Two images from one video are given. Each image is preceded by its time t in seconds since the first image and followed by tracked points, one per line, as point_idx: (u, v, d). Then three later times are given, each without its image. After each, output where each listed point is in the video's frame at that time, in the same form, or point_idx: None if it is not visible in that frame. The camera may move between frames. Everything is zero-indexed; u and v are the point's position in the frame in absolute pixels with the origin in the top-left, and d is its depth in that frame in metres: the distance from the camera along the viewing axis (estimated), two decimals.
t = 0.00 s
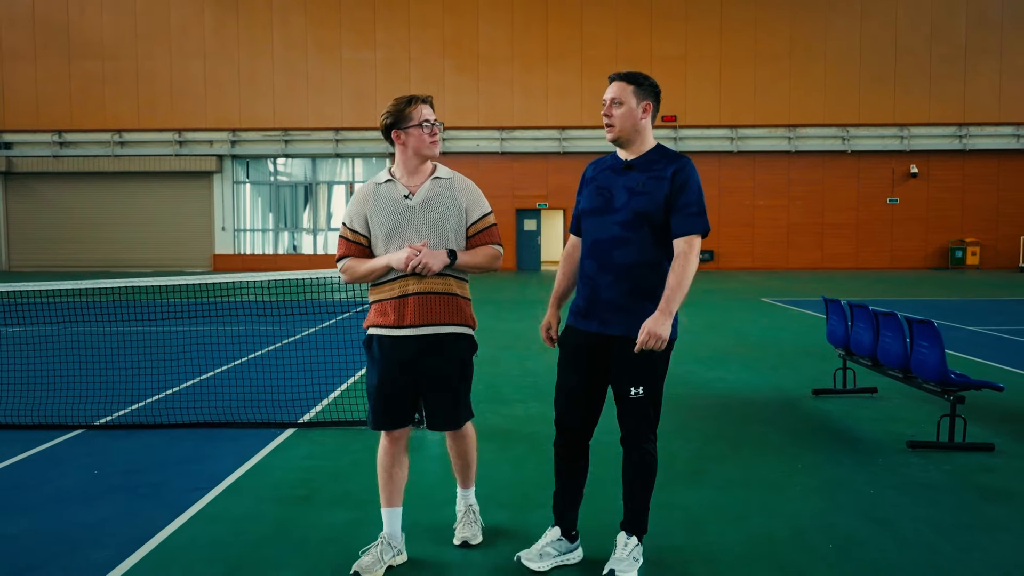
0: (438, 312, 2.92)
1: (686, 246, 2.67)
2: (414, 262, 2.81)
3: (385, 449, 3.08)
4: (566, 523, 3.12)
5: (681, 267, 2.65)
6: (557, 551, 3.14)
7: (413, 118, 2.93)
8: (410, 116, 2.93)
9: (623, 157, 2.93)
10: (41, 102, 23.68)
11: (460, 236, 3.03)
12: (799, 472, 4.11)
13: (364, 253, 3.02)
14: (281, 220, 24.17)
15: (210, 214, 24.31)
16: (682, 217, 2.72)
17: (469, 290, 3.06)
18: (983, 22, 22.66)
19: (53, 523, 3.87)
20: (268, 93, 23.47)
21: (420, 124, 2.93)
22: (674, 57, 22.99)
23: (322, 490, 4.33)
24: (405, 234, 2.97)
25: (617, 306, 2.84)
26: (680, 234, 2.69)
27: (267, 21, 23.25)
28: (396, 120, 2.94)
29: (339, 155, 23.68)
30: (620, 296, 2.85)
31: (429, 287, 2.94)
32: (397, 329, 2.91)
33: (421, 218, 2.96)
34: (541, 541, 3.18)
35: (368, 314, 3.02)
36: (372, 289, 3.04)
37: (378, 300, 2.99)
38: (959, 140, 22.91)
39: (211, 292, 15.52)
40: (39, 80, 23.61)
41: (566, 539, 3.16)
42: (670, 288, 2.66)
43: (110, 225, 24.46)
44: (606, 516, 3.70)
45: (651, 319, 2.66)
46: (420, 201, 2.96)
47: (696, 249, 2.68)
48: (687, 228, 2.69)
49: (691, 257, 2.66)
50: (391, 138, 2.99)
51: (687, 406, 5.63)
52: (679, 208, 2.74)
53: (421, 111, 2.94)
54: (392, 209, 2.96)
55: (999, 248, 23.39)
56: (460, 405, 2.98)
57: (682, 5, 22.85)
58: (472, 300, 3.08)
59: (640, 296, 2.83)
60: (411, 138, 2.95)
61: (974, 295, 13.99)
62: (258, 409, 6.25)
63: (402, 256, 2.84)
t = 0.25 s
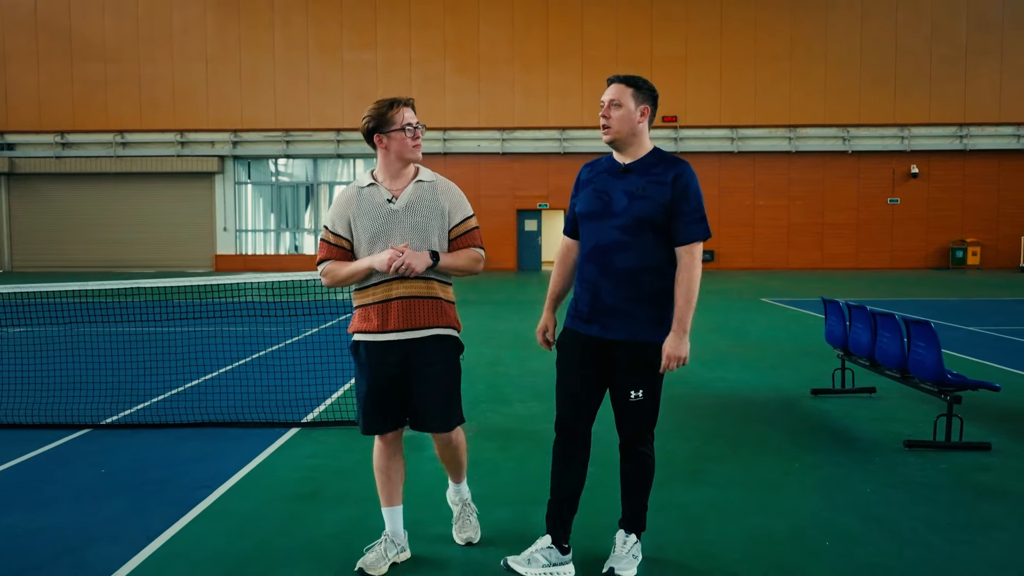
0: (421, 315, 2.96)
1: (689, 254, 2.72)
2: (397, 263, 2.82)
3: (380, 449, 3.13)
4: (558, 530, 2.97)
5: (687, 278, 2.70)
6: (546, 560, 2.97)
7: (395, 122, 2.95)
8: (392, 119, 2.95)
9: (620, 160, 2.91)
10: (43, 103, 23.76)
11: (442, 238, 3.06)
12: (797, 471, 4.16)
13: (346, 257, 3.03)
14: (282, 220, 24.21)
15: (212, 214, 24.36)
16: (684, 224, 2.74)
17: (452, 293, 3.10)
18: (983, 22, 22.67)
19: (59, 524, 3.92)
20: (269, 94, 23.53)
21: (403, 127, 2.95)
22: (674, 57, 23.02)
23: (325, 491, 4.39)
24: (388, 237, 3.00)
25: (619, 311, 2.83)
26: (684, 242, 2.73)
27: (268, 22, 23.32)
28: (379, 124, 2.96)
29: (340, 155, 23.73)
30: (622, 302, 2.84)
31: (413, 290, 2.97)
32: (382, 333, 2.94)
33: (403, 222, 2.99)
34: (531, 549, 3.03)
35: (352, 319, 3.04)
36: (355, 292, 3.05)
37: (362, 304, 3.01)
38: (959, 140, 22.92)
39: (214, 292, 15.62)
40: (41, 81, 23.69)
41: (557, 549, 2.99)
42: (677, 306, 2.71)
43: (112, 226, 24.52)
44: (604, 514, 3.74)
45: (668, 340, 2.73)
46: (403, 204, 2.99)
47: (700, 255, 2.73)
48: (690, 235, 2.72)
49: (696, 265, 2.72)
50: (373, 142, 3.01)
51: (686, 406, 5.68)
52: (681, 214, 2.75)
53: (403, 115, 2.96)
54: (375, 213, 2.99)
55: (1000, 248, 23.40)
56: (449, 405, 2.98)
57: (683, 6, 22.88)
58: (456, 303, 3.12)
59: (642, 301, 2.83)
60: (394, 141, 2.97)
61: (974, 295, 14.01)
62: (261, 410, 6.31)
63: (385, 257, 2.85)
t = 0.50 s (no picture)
0: (413, 314, 3.00)
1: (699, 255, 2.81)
2: (392, 267, 2.90)
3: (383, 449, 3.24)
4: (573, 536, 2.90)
5: (700, 276, 2.81)
6: (563, 568, 2.88)
7: (388, 124, 3.01)
8: (386, 121, 3.01)
9: (614, 161, 2.90)
10: (51, 104, 23.92)
11: (436, 239, 3.11)
12: (798, 468, 4.20)
13: (341, 258, 3.09)
14: (289, 220, 24.33)
15: (218, 214, 24.50)
16: (688, 225, 2.80)
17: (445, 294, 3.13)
18: (989, 21, 22.62)
19: (72, 521, 4.00)
20: (276, 95, 23.66)
21: (396, 128, 3.01)
22: (679, 57, 23.05)
23: (331, 489, 4.45)
24: (382, 239, 3.05)
25: (623, 314, 2.82)
26: (689, 243, 2.80)
27: (275, 23, 23.43)
28: (372, 125, 3.01)
29: (346, 156, 23.83)
30: (625, 305, 2.83)
31: (406, 291, 3.01)
32: (375, 334, 2.99)
33: (397, 223, 3.04)
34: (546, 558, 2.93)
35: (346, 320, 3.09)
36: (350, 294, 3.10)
37: (355, 304, 3.06)
38: (966, 140, 22.86)
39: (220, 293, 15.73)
40: (49, 82, 23.85)
41: (573, 557, 2.91)
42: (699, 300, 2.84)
43: (119, 225, 24.67)
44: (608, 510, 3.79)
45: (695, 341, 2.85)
46: (396, 204, 3.04)
47: (703, 255, 2.82)
48: (694, 236, 2.78)
49: (706, 264, 2.82)
50: (366, 143, 3.06)
51: (688, 405, 5.72)
52: (682, 216, 2.80)
53: (396, 116, 3.01)
54: (368, 214, 3.03)
55: (1006, 248, 23.34)
56: (440, 401, 2.98)
57: (688, 6, 22.90)
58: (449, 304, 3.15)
59: (645, 303, 2.84)
60: (388, 142, 3.03)
61: (979, 296, 14.00)
62: (268, 408, 6.40)
63: (380, 261, 2.92)
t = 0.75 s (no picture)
0: (412, 316, 3.03)
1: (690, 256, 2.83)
2: (388, 270, 2.92)
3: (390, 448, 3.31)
4: (585, 546, 2.89)
5: (689, 276, 2.85)
6: None
7: (388, 125, 3.05)
8: (386, 123, 3.05)
9: (602, 163, 2.91)
10: (60, 104, 24.07)
11: (437, 242, 3.13)
12: (801, 467, 4.24)
13: (344, 260, 3.17)
14: (295, 220, 24.43)
15: (226, 214, 24.63)
16: (681, 226, 2.84)
17: (447, 296, 3.14)
18: (996, 21, 22.56)
19: (86, 518, 4.07)
20: (283, 96, 23.76)
21: (395, 129, 3.04)
22: (685, 58, 23.05)
23: (339, 487, 4.51)
24: (383, 241, 3.09)
25: (623, 316, 2.82)
26: (682, 245, 2.83)
27: (282, 24, 23.55)
28: (372, 127, 3.05)
29: (353, 156, 23.92)
30: (624, 307, 2.83)
31: (405, 294, 3.04)
32: (375, 336, 3.03)
33: (398, 225, 3.08)
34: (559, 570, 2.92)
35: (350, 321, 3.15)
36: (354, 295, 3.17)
37: (358, 305, 3.12)
38: (973, 140, 22.79)
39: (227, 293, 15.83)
40: (58, 83, 24.01)
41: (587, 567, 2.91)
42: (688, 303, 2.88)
43: (127, 226, 24.81)
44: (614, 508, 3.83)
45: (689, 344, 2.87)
46: (396, 206, 3.07)
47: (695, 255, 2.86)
48: (687, 236, 2.83)
49: (695, 266, 2.85)
50: (367, 145, 3.10)
51: (692, 404, 5.76)
52: (674, 217, 2.83)
53: (396, 118, 3.05)
54: (369, 217, 3.08)
55: (1014, 248, 23.26)
56: (438, 404, 3.01)
57: (694, 6, 22.90)
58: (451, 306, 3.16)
59: (643, 305, 2.84)
60: (388, 143, 3.07)
61: (985, 296, 13.98)
62: (276, 407, 6.48)
63: (378, 265, 2.95)
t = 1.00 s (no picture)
0: (415, 323, 3.05)
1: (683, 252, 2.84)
2: (391, 275, 2.96)
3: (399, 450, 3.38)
4: (594, 546, 2.93)
5: (667, 271, 2.80)
6: None
7: (400, 127, 3.10)
8: (398, 125, 3.10)
9: (592, 162, 2.91)
10: (73, 106, 24.27)
11: (445, 248, 3.15)
12: (809, 466, 4.27)
13: (353, 260, 3.23)
14: (306, 221, 24.57)
15: (236, 215, 24.79)
16: (674, 222, 2.85)
17: (452, 303, 3.16)
18: (1008, 20, 22.45)
19: (103, 516, 4.15)
20: (293, 97, 23.90)
21: (408, 131, 3.08)
22: (695, 57, 23.03)
23: (352, 486, 4.58)
24: (390, 245, 3.12)
25: (621, 317, 2.84)
26: (675, 243, 2.83)
27: (292, 25, 23.68)
28: (384, 128, 3.10)
29: (363, 156, 24.03)
30: (622, 307, 2.84)
31: (407, 299, 3.07)
32: (376, 341, 3.07)
33: (405, 229, 3.11)
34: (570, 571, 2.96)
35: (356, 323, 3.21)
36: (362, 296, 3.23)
37: (364, 307, 3.17)
38: (983, 140, 22.70)
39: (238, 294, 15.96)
40: (70, 85, 24.22)
41: (596, 567, 2.95)
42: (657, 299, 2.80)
43: (139, 226, 25.01)
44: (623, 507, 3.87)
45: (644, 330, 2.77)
46: (405, 210, 3.10)
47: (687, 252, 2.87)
48: (680, 232, 2.84)
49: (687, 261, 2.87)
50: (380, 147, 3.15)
51: (701, 403, 5.80)
52: (667, 213, 2.85)
53: (409, 120, 3.10)
54: (378, 219, 3.11)
55: None
56: (436, 414, 3.04)
57: (703, 6, 22.89)
58: (457, 313, 3.18)
59: (640, 304, 2.86)
60: (400, 144, 3.10)
61: (996, 296, 13.93)
62: (288, 406, 6.57)
63: (381, 269, 2.99)
